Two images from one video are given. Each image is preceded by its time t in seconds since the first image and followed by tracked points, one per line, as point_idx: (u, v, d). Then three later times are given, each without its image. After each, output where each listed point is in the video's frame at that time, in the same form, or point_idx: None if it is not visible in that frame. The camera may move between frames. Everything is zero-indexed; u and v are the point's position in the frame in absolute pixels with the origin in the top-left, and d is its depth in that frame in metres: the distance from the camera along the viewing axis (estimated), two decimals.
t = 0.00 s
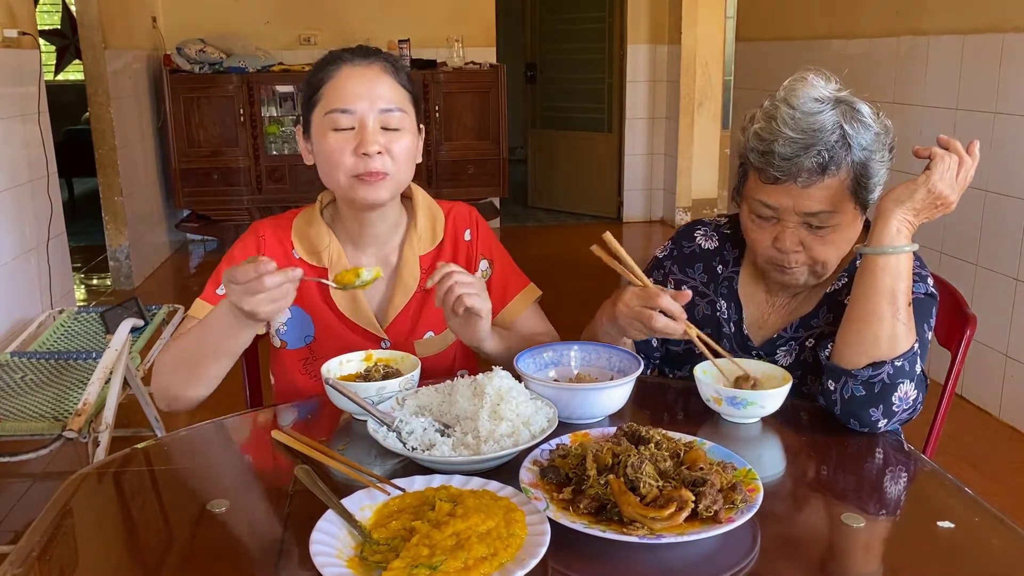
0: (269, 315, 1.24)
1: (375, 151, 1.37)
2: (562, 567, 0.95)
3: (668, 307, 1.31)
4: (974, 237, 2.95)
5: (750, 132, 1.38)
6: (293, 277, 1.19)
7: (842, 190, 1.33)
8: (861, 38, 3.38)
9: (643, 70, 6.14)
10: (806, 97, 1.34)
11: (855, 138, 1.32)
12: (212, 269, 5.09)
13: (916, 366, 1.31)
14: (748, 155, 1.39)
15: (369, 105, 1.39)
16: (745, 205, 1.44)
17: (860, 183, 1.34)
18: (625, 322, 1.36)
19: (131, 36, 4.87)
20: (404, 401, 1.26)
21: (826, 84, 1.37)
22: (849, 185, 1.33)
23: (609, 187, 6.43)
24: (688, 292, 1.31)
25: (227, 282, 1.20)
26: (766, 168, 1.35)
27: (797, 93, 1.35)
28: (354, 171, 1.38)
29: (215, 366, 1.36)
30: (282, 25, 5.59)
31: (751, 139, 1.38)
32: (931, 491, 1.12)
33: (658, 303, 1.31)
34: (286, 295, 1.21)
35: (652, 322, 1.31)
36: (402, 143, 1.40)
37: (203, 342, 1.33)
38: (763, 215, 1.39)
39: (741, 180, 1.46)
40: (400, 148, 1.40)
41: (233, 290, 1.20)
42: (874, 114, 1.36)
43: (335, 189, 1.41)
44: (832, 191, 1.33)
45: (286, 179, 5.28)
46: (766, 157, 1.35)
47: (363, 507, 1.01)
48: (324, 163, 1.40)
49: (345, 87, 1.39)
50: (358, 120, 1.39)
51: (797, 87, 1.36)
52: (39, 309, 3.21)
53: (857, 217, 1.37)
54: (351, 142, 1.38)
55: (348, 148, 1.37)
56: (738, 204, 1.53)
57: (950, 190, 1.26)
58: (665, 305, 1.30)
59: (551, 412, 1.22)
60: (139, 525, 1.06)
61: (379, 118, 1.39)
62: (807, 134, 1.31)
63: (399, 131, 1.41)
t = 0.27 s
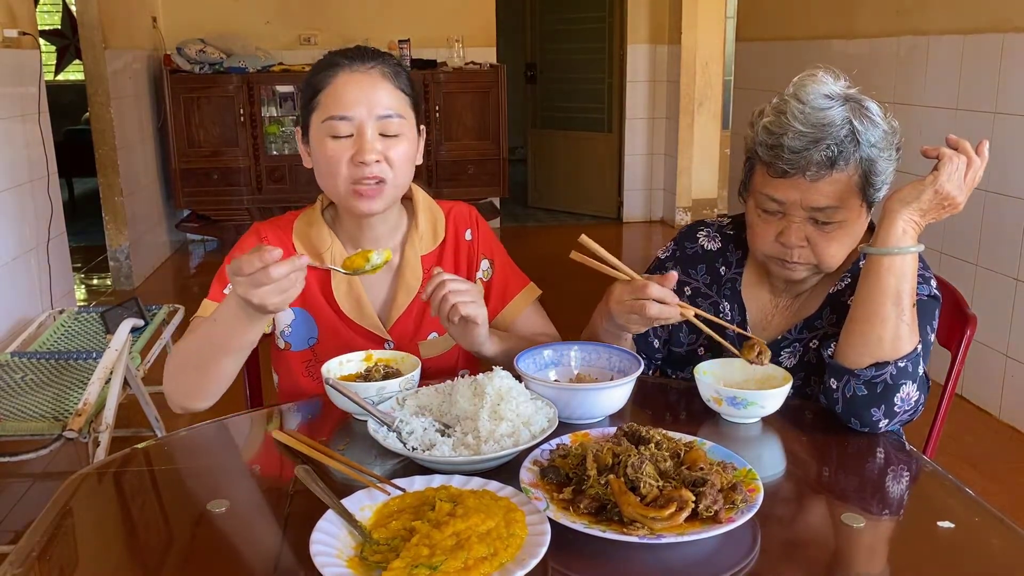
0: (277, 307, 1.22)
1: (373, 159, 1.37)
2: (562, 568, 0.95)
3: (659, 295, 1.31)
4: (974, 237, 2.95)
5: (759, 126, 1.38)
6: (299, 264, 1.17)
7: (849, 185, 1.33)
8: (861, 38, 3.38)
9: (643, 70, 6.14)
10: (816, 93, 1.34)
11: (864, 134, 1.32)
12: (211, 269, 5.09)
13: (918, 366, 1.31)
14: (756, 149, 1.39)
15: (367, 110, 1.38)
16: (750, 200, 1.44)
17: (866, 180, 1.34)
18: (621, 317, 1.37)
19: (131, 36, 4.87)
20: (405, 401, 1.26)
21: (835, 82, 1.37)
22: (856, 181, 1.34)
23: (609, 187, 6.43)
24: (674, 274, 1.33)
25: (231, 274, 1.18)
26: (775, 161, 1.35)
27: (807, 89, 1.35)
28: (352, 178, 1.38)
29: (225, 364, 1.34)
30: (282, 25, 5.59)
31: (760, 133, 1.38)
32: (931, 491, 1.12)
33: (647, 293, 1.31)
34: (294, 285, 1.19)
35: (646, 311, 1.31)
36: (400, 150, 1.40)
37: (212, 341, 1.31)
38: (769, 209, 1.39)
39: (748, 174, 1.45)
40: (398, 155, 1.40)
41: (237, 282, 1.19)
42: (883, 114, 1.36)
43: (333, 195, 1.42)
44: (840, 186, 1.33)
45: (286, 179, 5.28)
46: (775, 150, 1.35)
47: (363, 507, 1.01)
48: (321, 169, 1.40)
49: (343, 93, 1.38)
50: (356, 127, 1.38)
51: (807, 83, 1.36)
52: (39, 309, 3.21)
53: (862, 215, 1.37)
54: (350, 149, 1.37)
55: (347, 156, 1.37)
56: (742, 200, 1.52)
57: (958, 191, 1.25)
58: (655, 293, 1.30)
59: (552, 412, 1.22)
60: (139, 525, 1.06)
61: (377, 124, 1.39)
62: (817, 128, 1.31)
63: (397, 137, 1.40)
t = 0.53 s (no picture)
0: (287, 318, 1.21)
1: (373, 155, 1.37)
2: (562, 568, 0.95)
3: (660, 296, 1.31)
4: (974, 237, 2.95)
5: (758, 125, 1.38)
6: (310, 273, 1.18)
7: (849, 185, 1.33)
8: (861, 38, 3.38)
9: (643, 70, 6.14)
10: (815, 94, 1.34)
11: (863, 135, 1.32)
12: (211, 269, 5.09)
13: (918, 366, 1.31)
14: (756, 149, 1.39)
15: (369, 105, 1.39)
16: (750, 200, 1.44)
17: (865, 180, 1.34)
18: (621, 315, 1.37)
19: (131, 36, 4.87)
20: (405, 401, 1.26)
21: (835, 83, 1.37)
22: (855, 181, 1.34)
23: (609, 187, 6.43)
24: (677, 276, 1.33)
25: (243, 287, 1.18)
26: (774, 161, 1.35)
27: (807, 90, 1.35)
28: (352, 174, 1.38)
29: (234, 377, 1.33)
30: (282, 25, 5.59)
31: (759, 133, 1.38)
32: (931, 491, 1.12)
33: (648, 293, 1.31)
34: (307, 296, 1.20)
35: (647, 311, 1.31)
36: (401, 146, 1.40)
37: (221, 352, 1.31)
38: (769, 210, 1.39)
39: (748, 173, 1.45)
40: (399, 151, 1.40)
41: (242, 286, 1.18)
42: (883, 115, 1.36)
43: (332, 194, 1.41)
44: (840, 185, 1.33)
45: (286, 180, 5.28)
46: (773, 150, 1.35)
47: (363, 507, 1.01)
48: (321, 166, 1.40)
49: (344, 88, 1.39)
50: (358, 122, 1.39)
51: (807, 83, 1.36)
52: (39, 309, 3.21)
53: (862, 214, 1.37)
54: (351, 144, 1.38)
55: (347, 151, 1.37)
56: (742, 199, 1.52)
57: (957, 191, 1.25)
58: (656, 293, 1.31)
59: (552, 412, 1.22)
60: (139, 525, 1.06)
61: (379, 119, 1.39)
62: (816, 129, 1.31)
63: (399, 134, 1.41)
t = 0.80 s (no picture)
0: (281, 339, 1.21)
1: (380, 168, 1.37)
2: (562, 568, 0.95)
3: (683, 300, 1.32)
4: (974, 237, 2.95)
5: (757, 117, 1.39)
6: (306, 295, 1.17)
7: (850, 174, 1.34)
8: (861, 38, 3.38)
9: (643, 70, 6.15)
10: (812, 87, 1.35)
11: (861, 124, 1.33)
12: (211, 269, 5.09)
13: (917, 365, 1.31)
14: (754, 141, 1.40)
15: (374, 117, 1.38)
16: (750, 194, 1.44)
17: (865, 172, 1.35)
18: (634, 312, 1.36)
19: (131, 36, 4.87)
20: (405, 401, 1.26)
21: (832, 78, 1.38)
22: (856, 172, 1.34)
23: (609, 187, 6.43)
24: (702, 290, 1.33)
25: (240, 308, 1.18)
26: (774, 150, 1.36)
27: (804, 84, 1.36)
28: (359, 188, 1.38)
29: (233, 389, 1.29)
30: (282, 25, 5.59)
31: (757, 124, 1.39)
32: (931, 491, 1.12)
33: (673, 294, 1.32)
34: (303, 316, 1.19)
35: (663, 316, 1.31)
36: (407, 157, 1.40)
37: (215, 365, 1.28)
38: (769, 197, 1.39)
39: (746, 168, 1.46)
40: (404, 162, 1.39)
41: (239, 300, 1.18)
42: (879, 109, 1.37)
43: (340, 206, 1.41)
44: (841, 171, 1.33)
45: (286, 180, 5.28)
46: (773, 139, 1.35)
47: (363, 507, 1.01)
48: (326, 180, 1.39)
49: (347, 100, 1.37)
50: (363, 135, 1.37)
51: (803, 78, 1.37)
52: (39, 309, 3.21)
53: (862, 206, 1.37)
54: (357, 158, 1.37)
55: (354, 165, 1.37)
56: (741, 199, 1.53)
57: (952, 189, 1.25)
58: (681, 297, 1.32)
59: (552, 412, 1.22)
60: (139, 525, 1.06)
61: (383, 131, 1.38)
62: (816, 116, 1.32)
63: (404, 144, 1.40)
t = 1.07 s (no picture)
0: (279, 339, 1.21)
1: (373, 182, 1.36)
2: (562, 568, 0.94)
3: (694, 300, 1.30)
4: (974, 237, 2.95)
5: (752, 113, 1.39)
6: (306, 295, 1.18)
7: (846, 168, 1.34)
8: (862, 38, 3.38)
9: (643, 70, 6.15)
10: (807, 83, 1.36)
11: (855, 118, 1.33)
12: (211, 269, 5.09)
13: (915, 364, 1.31)
14: (750, 137, 1.40)
15: (367, 129, 1.36)
16: (746, 188, 1.44)
17: (860, 166, 1.35)
18: (643, 306, 1.36)
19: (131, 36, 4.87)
20: (404, 401, 1.26)
21: (826, 74, 1.38)
22: (852, 166, 1.35)
23: (609, 187, 6.43)
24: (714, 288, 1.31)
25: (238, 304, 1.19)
26: (770, 144, 1.36)
27: (798, 80, 1.36)
28: (351, 201, 1.37)
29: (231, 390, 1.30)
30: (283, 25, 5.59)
31: (753, 119, 1.39)
32: (931, 490, 1.12)
33: (686, 291, 1.30)
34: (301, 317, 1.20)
35: (674, 310, 1.31)
36: (400, 170, 1.38)
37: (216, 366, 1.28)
38: (765, 189, 1.39)
39: (741, 165, 1.46)
40: (398, 175, 1.38)
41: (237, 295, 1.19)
42: (871, 105, 1.38)
43: (334, 217, 1.40)
44: (838, 163, 1.34)
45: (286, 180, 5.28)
46: (769, 133, 1.35)
47: (363, 507, 1.01)
48: (319, 189, 1.38)
49: (340, 111, 1.35)
50: (355, 146, 1.36)
51: (796, 74, 1.38)
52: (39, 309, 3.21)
53: (857, 200, 1.37)
54: (349, 171, 1.35)
55: (346, 178, 1.36)
56: (739, 198, 1.54)
57: (946, 188, 1.25)
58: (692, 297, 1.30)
59: (551, 412, 1.22)
60: (139, 525, 1.06)
61: (377, 144, 1.36)
62: (811, 109, 1.32)
63: (398, 157, 1.38)
